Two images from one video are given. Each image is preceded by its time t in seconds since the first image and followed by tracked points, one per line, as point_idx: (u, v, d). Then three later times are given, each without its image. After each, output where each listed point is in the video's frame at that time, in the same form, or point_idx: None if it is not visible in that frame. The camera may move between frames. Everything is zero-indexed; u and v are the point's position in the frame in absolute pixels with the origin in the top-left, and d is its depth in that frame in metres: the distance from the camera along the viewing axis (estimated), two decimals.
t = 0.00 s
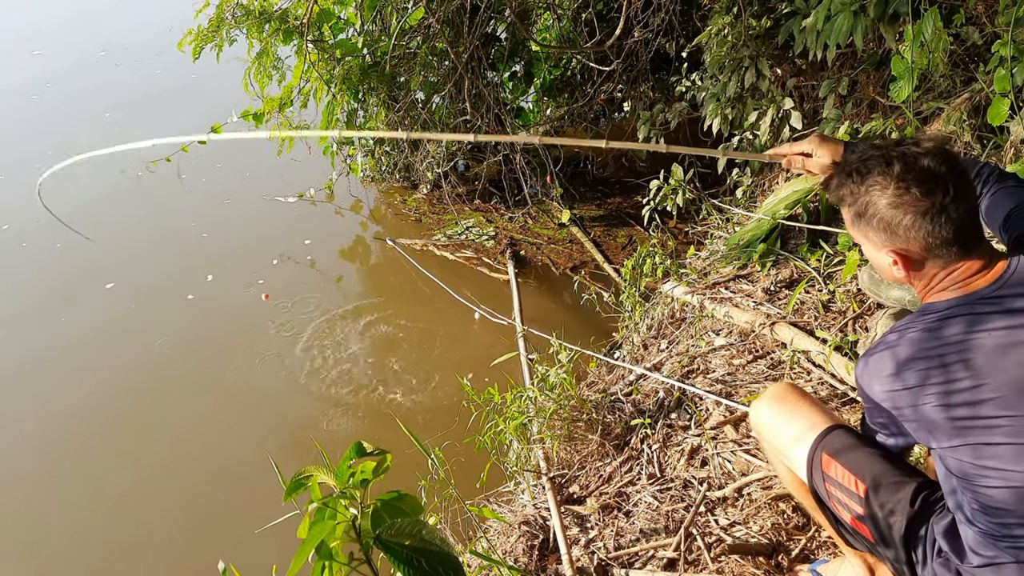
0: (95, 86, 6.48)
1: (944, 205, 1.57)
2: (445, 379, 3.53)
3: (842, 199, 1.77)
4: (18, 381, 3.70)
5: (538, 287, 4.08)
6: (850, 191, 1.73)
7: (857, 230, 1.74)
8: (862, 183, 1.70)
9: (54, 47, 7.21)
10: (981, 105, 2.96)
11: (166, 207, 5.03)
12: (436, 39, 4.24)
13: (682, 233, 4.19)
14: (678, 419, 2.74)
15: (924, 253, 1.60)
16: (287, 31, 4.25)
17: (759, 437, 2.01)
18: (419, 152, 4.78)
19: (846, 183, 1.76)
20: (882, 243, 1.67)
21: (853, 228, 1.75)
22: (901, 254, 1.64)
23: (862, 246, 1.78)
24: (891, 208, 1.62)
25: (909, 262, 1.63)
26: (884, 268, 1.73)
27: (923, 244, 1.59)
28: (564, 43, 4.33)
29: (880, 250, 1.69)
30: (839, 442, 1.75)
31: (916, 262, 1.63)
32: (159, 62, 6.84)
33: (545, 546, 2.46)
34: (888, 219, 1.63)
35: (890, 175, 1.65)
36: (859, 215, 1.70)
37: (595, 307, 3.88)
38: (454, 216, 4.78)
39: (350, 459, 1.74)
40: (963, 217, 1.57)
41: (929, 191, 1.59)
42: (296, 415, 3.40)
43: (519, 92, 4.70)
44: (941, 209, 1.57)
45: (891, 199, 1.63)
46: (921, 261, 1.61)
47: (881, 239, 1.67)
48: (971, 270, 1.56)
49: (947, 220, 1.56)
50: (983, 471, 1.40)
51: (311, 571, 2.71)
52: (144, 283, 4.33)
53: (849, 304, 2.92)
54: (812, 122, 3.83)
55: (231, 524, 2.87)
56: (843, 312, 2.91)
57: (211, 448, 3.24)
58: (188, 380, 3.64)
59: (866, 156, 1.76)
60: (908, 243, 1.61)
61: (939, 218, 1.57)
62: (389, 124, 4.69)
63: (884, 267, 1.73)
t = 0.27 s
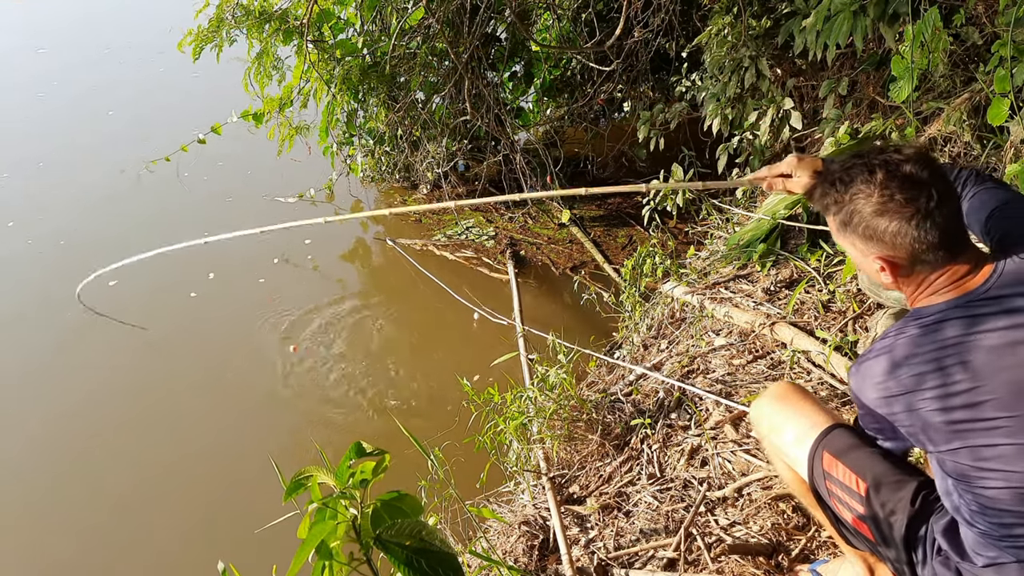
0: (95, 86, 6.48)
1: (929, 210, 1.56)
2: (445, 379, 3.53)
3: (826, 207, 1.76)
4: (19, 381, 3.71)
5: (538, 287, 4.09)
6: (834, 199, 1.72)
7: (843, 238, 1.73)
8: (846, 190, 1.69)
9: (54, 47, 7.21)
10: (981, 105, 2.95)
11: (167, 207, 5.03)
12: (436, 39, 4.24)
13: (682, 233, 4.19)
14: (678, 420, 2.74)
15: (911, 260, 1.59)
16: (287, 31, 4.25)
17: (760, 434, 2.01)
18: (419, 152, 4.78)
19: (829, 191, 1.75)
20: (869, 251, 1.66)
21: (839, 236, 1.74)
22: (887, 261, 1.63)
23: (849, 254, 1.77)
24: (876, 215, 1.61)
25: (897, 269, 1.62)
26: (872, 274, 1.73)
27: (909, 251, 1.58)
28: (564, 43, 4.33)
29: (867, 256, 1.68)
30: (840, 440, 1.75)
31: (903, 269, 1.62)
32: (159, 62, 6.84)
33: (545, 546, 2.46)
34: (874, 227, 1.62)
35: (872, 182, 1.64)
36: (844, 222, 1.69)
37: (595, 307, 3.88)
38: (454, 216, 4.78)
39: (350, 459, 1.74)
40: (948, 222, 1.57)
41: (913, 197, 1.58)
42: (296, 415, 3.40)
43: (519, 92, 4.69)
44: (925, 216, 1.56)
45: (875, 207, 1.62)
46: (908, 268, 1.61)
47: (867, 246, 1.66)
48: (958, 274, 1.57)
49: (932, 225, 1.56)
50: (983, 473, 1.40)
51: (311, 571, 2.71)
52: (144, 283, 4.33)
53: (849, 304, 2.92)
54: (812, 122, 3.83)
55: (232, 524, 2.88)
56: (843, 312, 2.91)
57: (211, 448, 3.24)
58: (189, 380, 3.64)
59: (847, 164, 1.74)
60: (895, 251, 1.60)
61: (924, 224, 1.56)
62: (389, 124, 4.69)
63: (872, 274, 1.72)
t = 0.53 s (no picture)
0: (95, 86, 6.49)
1: (915, 211, 1.57)
2: (445, 379, 3.52)
3: (814, 212, 1.78)
4: (19, 381, 3.70)
5: (538, 287, 4.09)
6: (822, 204, 1.74)
7: (831, 241, 1.74)
8: (832, 195, 1.70)
9: (55, 47, 7.21)
10: (981, 105, 2.95)
11: (167, 207, 5.03)
12: (436, 39, 4.24)
13: (682, 234, 4.19)
14: (678, 420, 2.74)
15: (899, 261, 1.59)
16: (287, 31, 4.25)
17: (764, 429, 2.00)
18: (419, 152, 4.77)
19: (818, 196, 1.76)
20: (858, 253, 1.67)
21: (828, 239, 1.75)
22: (875, 263, 1.64)
23: (838, 256, 1.77)
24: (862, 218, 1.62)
25: (886, 270, 1.63)
26: (862, 277, 1.73)
27: (897, 252, 1.59)
28: (564, 43, 4.33)
29: (856, 259, 1.69)
30: (844, 436, 1.74)
31: (892, 271, 1.62)
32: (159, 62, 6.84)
33: (545, 546, 2.46)
34: (861, 229, 1.63)
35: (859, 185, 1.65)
36: (832, 227, 1.71)
37: (595, 307, 3.88)
38: (454, 216, 4.78)
39: (350, 460, 1.74)
40: (934, 223, 1.57)
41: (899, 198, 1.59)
42: (296, 415, 3.40)
43: (519, 92, 4.69)
44: (912, 217, 1.57)
45: (862, 209, 1.62)
46: (897, 269, 1.61)
47: (855, 249, 1.67)
48: (946, 275, 1.58)
49: (918, 226, 1.56)
50: (983, 472, 1.40)
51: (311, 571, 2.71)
52: (144, 284, 4.33)
53: (849, 304, 2.91)
54: (812, 122, 3.83)
55: (232, 524, 2.87)
56: (843, 312, 2.91)
57: (211, 449, 3.24)
58: (189, 381, 3.63)
59: (834, 169, 1.75)
60: (883, 253, 1.61)
61: (909, 225, 1.56)
62: (389, 124, 4.69)
63: (862, 276, 1.73)
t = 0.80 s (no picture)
0: (95, 86, 6.49)
1: (904, 213, 1.56)
2: (445, 379, 3.52)
3: (806, 219, 1.78)
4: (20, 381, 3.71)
5: (538, 287, 4.09)
6: (813, 210, 1.73)
7: (822, 247, 1.73)
8: (822, 200, 1.70)
9: (55, 47, 7.21)
10: (981, 105, 2.95)
11: (167, 207, 5.03)
12: (436, 39, 4.24)
13: (682, 233, 4.19)
14: (678, 419, 2.74)
15: (891, 264, 1.58)
16: (287, 31, 4.25)
17: (765, 430, 2.01)
18: (419, 152, 4.77)
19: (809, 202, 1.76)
20: (848, 257, 1.66)
21: (820, 245, 1.74)
22: (867, 266, 1.63)
23: (830, 262, 1.77)
24: (851, 222, 1.61)
25: (877, 273, 1.62)
26: (855, 281, 1.72)
27: (888, 255, 1.57)
28: (564, 43, 4.33)
29: (848, 263, 1.68)
30: (843, 436, 1.75)
31: (884, 273, 1.61)
32: (159, 62, 6.84)
33: (545, 546, 2.46)
34: (851, 233, 1.62)
35: (846, 189, 1.65)
36: (823, 232, 1.70)
37: (595, 307, 3.88)
38: (454, 216, 4.78)
39: (350, 460, 1.74)
40: (925, 224, 1.56)
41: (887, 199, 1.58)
42: (296, 415, 3.40)
43: (519, 92, 4.69)
44: (901, 218, 1.56)
45: (851, 213, 1.62)
46: (888, 272, 1.60)
47: (846, 253, 1.66)
48: (938, 275, 1.56)
49: (908, 227, 1.55)
50: (985, 471, 1.40)
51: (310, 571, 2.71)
52: (144, 284, 4.33)
53: (850, 304, 2.91)
54: (812, 122, 3.82)
55: (231, 524, 2.87)
56: (843, 312, 2.90)
57: (212, 448, 3.24)
58: (191, 380, 3.64)
59: (823, 174, 1.77)
60: (874, 256, 1.60)
61: (900, 226, 1.55)
62: (389, 124, 4.69)
63: (855, 280, 1.72)
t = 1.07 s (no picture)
0: (95, 86, 6.49)
1: (906, 211, 1.56)
2: (445, 379, 3.52)
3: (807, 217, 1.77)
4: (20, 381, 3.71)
5: (537, 287, 4.09)
6: (814, 208, 1.73)
7: (823, 246, 1.73)
8: (824, 198, 1.69)
9: (55, 47, 7.21)
10: (981, 105, 2.95)
11: (167, 207, 5.03)
12: (436, 39, 4.24)
13: (682, 233, 4.19)
14: (678, 419, 2.74)
15: (892, 262, 1.58)
16: (287, 31, 4.25)
17: (764, 430, 2.01)
18: (419, 152, 4.77)
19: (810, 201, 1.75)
20: (850, 257, 1.66)
21: (821, 244, 1.74)
22: (869, 264, 1.62)
23: (831, 262, 1.76)
24: (853, 219, 1.61)
25: (879, 272, 1.61)
26: (857, 280, 1.72)
27: (889, 254, 1.57)
28: (564, 43, 4.33)
29: (849, 261, 1.67)
30: (842, 437, 1.75)
31: (885, 273, 1.61)
32: (159, 61, 6.84)
33: (545, 546, 2.46)
34: (853, 232, 1.62)
35: (848, 187, 1.65)
36: (824, 230, 1.69)
37: (595, 307, 3.88)
38: (454, 215, 4.78)
39: (350, 459, 1.74)
40: (926, 222, 1.56)
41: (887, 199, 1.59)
42: (296, 415, 3.41)
43: (519, 92, 4.69)
44: (902, 216, 1.56)
45: (852, 211, 1.62)
46: (889, 271, 1.60)
47: (847, 251, 1.66)
48: (940, 273, 1.56)
49: (910, 225, 1.55)
50: (986, 469, 1.40)
51: (310, 571, 2.71)
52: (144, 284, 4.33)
53: (849, 304, 2.91)
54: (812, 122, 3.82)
55: (232, 524, 2.87)
56: (843, 312, 2.90)
57: (213, 448, 3.24)
58: (190, 380, 3.64)
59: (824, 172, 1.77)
60: (875, 255, 1.60)
61: (901, 224, 1.55)
62: (389, 124, 4.69)
63: (857, 279, 1.72)
